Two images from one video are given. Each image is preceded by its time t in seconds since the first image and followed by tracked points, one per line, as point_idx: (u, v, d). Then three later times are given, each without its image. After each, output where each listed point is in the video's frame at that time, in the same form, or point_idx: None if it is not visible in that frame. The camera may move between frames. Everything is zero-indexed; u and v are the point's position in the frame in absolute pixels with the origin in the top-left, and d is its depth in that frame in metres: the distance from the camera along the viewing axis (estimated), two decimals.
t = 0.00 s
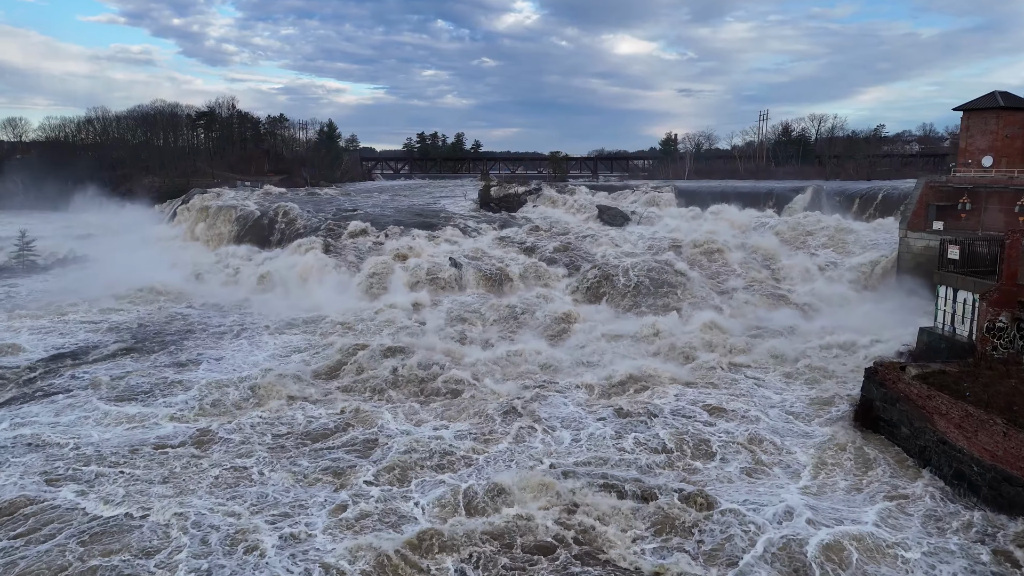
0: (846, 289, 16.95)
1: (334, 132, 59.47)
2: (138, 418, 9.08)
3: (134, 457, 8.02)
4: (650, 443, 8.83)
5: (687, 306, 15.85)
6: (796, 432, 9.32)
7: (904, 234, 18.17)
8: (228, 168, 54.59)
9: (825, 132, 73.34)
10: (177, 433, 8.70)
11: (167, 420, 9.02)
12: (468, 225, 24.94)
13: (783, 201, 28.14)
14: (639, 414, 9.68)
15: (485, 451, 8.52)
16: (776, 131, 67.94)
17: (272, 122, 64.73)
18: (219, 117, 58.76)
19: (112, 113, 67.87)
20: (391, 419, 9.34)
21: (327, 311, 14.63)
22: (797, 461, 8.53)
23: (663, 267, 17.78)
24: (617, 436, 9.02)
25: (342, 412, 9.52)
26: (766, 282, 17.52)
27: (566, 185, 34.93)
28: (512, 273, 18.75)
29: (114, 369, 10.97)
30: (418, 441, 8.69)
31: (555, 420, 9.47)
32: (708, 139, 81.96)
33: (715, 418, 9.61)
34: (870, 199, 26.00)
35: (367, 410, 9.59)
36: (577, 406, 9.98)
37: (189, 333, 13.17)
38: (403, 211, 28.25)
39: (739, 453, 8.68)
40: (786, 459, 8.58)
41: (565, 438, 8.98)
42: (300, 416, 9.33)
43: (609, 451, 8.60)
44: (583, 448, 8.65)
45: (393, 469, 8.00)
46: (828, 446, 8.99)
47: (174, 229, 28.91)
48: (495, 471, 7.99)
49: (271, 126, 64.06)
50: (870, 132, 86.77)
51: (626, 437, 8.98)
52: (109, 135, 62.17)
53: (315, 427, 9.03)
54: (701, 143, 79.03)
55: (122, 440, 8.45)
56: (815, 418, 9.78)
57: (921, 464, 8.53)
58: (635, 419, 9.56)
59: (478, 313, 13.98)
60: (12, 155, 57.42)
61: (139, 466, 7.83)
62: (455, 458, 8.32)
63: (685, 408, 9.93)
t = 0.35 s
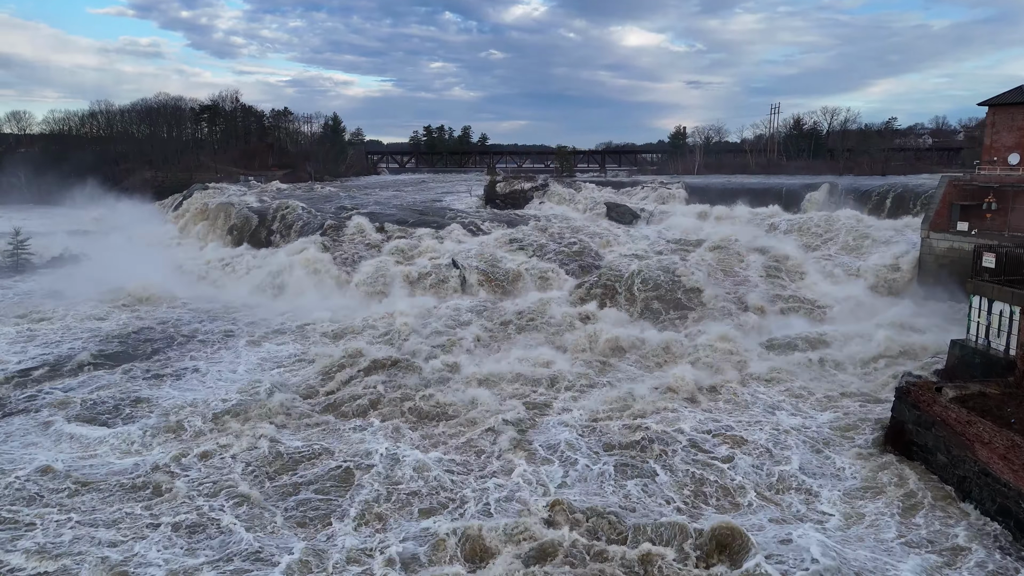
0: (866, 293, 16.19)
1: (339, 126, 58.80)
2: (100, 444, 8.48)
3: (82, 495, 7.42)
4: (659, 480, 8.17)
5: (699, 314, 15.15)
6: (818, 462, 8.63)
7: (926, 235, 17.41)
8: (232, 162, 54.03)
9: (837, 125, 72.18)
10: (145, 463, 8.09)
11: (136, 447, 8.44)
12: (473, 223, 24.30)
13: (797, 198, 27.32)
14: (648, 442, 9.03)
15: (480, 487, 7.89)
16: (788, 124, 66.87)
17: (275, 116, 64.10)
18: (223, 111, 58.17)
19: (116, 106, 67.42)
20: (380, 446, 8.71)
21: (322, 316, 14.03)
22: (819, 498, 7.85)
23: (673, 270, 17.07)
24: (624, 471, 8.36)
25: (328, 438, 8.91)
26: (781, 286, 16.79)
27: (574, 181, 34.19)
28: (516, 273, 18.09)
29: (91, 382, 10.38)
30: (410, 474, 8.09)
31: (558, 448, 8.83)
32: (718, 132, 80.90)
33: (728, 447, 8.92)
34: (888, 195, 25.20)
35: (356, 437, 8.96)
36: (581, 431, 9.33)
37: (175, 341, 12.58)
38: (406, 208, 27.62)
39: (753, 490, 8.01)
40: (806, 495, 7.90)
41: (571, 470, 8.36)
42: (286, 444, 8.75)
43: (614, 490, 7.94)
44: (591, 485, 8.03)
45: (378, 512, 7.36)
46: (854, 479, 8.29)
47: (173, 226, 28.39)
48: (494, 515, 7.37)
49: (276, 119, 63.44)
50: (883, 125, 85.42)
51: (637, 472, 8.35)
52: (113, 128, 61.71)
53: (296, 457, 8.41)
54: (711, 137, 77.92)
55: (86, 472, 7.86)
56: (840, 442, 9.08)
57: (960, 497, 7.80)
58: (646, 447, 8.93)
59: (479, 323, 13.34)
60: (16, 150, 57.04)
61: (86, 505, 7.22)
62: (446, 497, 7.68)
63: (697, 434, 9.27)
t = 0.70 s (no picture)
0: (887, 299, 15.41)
1: (344, 119, 58.08)
2: (68, 475, 7.90)
3: (30, 538, 6.78)
4: (671, 520, 7.48)
5: (712, 322, 14.44)
6: (844, 496, 7.93)
7: (949, 236, 16.61)
8: (236, 156, 53.52)
9: (849, 118, 71.01)
10: (96, 501, 7.39)
11: (105, 478, 7.85)
12: (478, 222, 23.60)
13: (812, 195, 26.51)
14: (660, 473, 8.34)
15: (476, 528, 7.21)
16: (799, 118, 65.78)
17: (280, 109, 63.50)
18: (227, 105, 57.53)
19: (119, 100, 66.89)
20: (369, 478, 8.06)
21: (316, 325, 13.40)
22: (846, 539, 7.16)
23: (685, 274, 16.35)
24: (634, 506, 7.67)
25: (314, 468, 8.28)
26: (797, 291, 16.04)
27: (582, 177, 33.44)
28: (521, 276, 17.40)
29: (65, 402, 9.77)
30: (401, 513, 7.43)
31: (562, 480, 8.14)
32: (728, 125, 79.75)
33: (745, 478, 8.24)
34: (905, 192, 24.38)
35: (342, 468, 8.29)
36: (587, 459, 8.64)
37: (160, 351, 11.96)
38: (409, 205, 26.94)
39: (774, 530, 7.31)
40: (832, 536, 7.21)
41: (576, 506, 7.68)
42: (269, 475, 8.12)
43: (623, 531, 7.25)
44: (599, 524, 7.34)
45: (359, 559, 6.65)
46: (884, 516, 7.57)
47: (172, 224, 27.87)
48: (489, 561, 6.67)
49: (280, 112, 62.78)
50: (895, 118, 84.14)
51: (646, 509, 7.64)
52: (116, 122, 61.17)
53: (277, 489, 7.78)
54: (721, 130, 76.90)
55: (41, 510, 7.23)
56: (868, 473, 8.37)
57: (1005, 537, 7.06)
58: (659, 479, 8.24)
59: (481, 335, 12.69)
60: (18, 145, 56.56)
61: (25, 553, 6.53)
62: (437, 539, 7.02)
63: (712, 464, 8.58)
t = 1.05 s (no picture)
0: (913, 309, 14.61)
1: (350, 113, 57.46)
2: (35, 513, 7.35)
3: None
4: None
5: (727, 333, 13.73)
6: (876, 542, 7.24)
7: (976, 239, 15.72)
8: (241, 150, 53.04)
9: (863, 111, 69.77)
10: (31, 549, 6.75)
11: (65, 517, 7.28)
12: (484, 221, 22.96)
13: (828, 193, 25.68)
14: (669, 520, 7.58)
15: None
16: (813, 111, 64.67)
17: (286, 103, 62.97)
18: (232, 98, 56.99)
19: (125, 94, 66.55)
20: (358, 519, 7.44)
21: (311, 337, 12.81)
22: None
23: (698, 282, 15.64)
24: (641, 564, 6.92)
25: (298, 506, 7.64)
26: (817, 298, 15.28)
27: (592, 173, 32.67)
28: (527, 281, 16.74)
29: (32, 426, 9.18)
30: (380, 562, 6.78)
31: (568, 525, 7.48)
32: (740, 118, 78.61)
33: (767, 539, 7.27)
34: (926, 190, 23.51)
35: (319, 508, 7.61)
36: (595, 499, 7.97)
37: (142, 365, 11.37)
38: (415, 203, 26.30)
39: None
40: None
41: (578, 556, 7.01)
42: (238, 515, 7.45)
43: None
44: None
45: None
46: (923, 566, 6.87)
47: (173, 221, 27.38)
48: None
49: (286, 106, 62.24)
50: (910, 110, 82.75)
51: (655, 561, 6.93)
52: (121, 116, 60.79)
53: (258, 532, 7.16)
54: (732, 123, 75.83)
55: None
56: (903, 517, 7.60)
57: None
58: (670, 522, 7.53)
59: (484, 351, 12.04)
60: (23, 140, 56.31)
61: None
62: None
63: (732, 503, 7.87)
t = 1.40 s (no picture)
0: (937, 316, 13.63)
1: (356, 107, 56.81)
2: None
3: None
4: None
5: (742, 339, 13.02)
6: None
7: (1004, 242, 14.33)
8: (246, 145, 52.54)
9: (878, 104, 68.48)
10: None
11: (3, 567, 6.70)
12: (489, 221, 22.31)
13: (844, 191, 24.86)
14: None
15: None
16: (826, 105, 63.52)
17: (292, 97, 62.46)
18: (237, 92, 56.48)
19: (132, 88, 66.27)
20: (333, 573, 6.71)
21: (305, 349, 12.22)
22: None
23: (711, 285, 14.93)
24: None
25: (274, 552, 7.00)
26: (836, 301, 14.52)
27: (601, 169, 31.91)
28: (532, 285, 16.08)
29: None
30: None
31: None
32: (751, 112, 77.46)
33: None
34: (947, 188, 22.63)
35: (289, 559, 6.93)
36: (599, 544, 7.28)
37: (119, 381, 10.81)
38: (419, 201, 25.65)
39: None
40: None
41: None
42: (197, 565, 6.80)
43: None
44: None
45: None
46: None
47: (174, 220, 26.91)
48: None
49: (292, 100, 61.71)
50: (925, 102, 81.33)
51: None
52: (127, 109, 60.48)
53: None
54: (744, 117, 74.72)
55: None
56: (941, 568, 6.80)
57: None
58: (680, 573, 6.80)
59: (487, 367, 11.44)
60: (29, 135, 56.15)
61: None
62: None
63: (750, 546, 7.15)
